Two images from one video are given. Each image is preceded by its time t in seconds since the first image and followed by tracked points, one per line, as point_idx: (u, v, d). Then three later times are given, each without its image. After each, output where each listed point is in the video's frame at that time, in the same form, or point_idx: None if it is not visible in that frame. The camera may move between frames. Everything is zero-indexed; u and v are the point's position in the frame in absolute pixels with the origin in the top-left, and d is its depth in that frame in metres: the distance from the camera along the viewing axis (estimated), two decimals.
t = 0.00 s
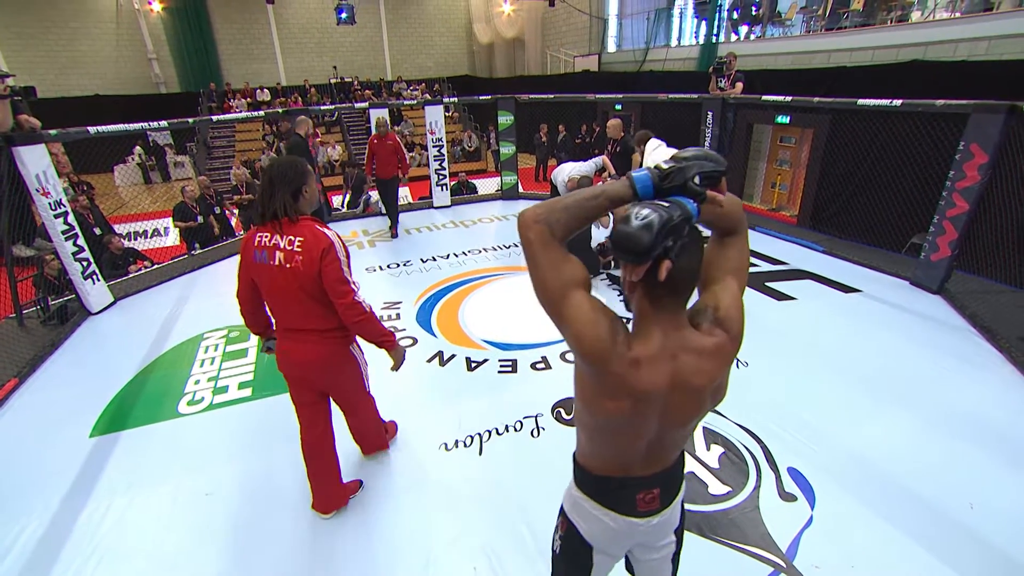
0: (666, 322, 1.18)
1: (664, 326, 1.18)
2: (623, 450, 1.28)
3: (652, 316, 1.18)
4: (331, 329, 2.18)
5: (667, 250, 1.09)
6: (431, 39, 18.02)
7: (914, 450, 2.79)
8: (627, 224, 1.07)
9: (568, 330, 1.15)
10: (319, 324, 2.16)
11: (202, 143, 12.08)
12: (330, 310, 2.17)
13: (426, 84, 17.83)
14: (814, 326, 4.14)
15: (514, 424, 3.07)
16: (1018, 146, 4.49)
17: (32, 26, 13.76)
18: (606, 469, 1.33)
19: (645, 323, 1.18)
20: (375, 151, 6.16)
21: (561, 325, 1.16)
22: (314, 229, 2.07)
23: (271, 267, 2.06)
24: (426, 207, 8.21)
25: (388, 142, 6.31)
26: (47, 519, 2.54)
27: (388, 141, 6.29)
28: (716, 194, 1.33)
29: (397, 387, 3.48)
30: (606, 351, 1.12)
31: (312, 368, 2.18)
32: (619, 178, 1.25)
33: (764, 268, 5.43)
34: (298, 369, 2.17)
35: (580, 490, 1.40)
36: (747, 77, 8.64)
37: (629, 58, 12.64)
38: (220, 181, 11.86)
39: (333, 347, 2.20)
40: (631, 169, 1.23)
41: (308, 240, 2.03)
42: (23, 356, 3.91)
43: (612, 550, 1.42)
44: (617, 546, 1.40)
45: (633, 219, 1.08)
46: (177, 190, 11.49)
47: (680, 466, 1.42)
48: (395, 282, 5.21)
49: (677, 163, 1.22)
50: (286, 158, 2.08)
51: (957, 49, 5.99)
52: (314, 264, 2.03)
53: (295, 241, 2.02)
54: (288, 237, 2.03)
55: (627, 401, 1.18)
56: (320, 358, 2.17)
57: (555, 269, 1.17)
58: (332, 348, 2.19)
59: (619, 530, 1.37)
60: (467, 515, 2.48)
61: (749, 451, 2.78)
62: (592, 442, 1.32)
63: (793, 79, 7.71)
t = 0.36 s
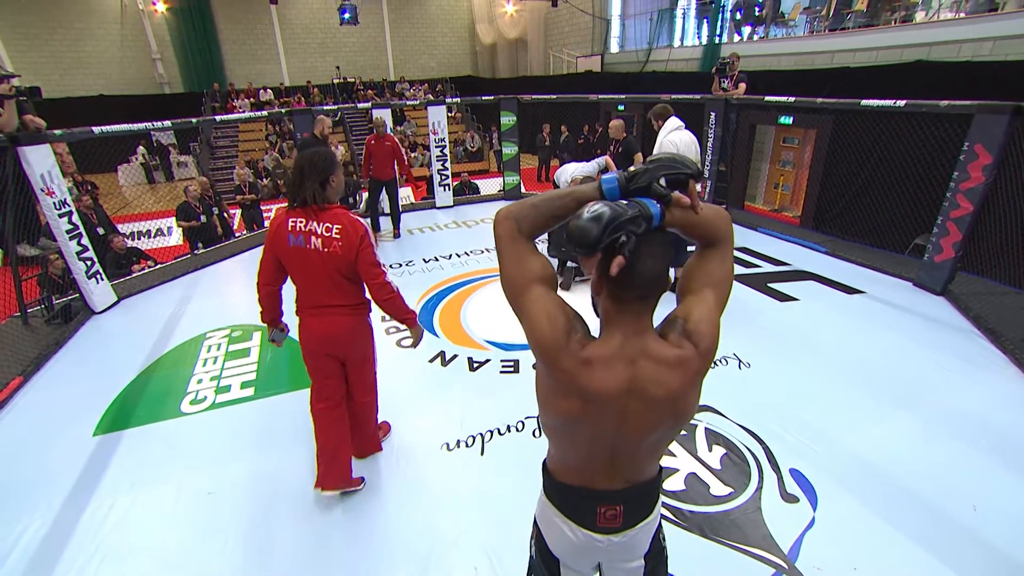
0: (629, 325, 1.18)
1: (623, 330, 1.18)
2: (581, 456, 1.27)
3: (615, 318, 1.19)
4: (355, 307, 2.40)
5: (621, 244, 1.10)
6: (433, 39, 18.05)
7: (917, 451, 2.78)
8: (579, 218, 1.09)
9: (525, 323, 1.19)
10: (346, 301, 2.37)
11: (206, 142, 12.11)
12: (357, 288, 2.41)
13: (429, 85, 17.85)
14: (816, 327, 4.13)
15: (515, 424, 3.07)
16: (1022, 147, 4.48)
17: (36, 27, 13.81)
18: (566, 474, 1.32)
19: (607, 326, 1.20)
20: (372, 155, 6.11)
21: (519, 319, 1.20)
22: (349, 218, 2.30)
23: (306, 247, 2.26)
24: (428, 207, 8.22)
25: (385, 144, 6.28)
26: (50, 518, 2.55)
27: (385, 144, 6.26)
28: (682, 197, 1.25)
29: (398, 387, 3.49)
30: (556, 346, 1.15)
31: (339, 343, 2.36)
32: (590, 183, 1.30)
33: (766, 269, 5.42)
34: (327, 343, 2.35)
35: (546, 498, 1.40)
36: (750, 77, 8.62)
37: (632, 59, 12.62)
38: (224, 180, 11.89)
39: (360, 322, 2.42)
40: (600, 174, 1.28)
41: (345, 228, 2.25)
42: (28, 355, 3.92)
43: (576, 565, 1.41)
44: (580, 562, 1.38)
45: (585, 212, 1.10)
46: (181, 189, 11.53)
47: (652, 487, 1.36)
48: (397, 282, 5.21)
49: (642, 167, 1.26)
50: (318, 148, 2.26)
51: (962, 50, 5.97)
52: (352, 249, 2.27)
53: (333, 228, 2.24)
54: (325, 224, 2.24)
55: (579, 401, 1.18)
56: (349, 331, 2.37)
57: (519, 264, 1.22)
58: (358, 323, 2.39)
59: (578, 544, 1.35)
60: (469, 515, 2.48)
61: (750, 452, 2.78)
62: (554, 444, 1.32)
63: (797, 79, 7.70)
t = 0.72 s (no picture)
0: (643, 329, 1.18)
1: (638, 333, 1.17)
2: (595, 455, 1.27)
3: (629, 322, 1.18)
4: (365, 298, 2.56)
5: (636, 252, 1.11)
6: (431, 43, 18.10)
7: (915, 453, 2.79)
8: (596, 226, 1.13)
9: (540, 327, 1.17)
10: (356, 293, 2.54)
11: (204, 147, 12.12)
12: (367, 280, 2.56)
13: (427, 88, 17.89)
14: (814, 329, 4.14)
15: (514, 427, 3.07)
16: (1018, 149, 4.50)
17: (34, 31, 13.78)
18: (580, 472, 1.33)
19: (621, 329, 1.19)
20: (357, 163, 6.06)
21: (534, 323, 1.19)
22: (361, 214, 2.48)
23: (321, 243, 2.44)
24: (426, 210, 8.23)
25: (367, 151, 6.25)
26: (48, 523, 2.54)
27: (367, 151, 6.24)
28: (695, 199, 1.25)
29: (397, 390, 3.49)
30: (572, 350, 1.14)
31: (347, 333, 2.55)
32: (602, 185, 1.29)
33: (764, 271, 5.43)
34: (337, 333, 2.53)
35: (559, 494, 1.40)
36: (746, 80, 8.66)
37: (629, 62, 12.66)
38: (222, 184, 11.89)
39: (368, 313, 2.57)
40: (612, 177, 1.27)
41: (357, 223, 2.43)
42: (24, 360, 3.91)
43: (588, 561, 1.41)
44: (593, 556, 1.38)
45: (601, 220, 1.12)
46: (179, 193, 11.52)
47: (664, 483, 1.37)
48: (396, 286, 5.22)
49: (656, 170, 1.26)
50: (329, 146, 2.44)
51: (956, 53, 6.01)
52: (364, 243, 2.45)
53: (346, 223, 2.42)
54: (338, 219, 2.42)
55: (594, 403, 1.18)
56: (358, 323, 2.54)
57: (532, 267, 1.21)
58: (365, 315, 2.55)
59: (590, 539, 1.35)
60: (468, 518, 2.48)
61: (749, 455, 2.78)
62: (568, 442, 1.32)
63: (793, 82, 7.73)
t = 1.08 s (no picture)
0: (700, 321, 1.18)
1: (696, 325, 1.18)
2: (651, 442, 1.29)
3: (686, 315, 1.18)
4: (354, 292, 2.55)
5: (696, 249, 1.10)
6: (425, 43, 18.07)
7: (910, 451, 2.80)
8: (656, 225, 1.12)
9: (599, 322, 1.18)
10: (345, 287, 2.54)
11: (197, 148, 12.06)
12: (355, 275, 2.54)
13: (421, 88, 17.85)
14: (808, 328, 4.16)
15: (510, 428, 3.07)
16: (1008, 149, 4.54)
17: (23, 31, 13.66)
18: (634, 458, 1.35)
19: (676, 322, 1.20)
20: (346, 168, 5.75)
21: (592, 318, 1.19)
22: (349, 210, 2.46)
23: (310, 237, 2.46)
24: (421, 211, 8.23)
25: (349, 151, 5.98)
26: (39, 527, 2.51)
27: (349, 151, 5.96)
28: (750, 195, 1.33)
29: (393, 392, 3.47)
30: (632, 345, 1.14)
31: (337, 326, 2.58)
32: (655, 183, 1.31)
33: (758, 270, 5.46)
34: (328, 324, 2.58)
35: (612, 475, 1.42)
36: (739, 80, 8.69)
37: (623, 62, 12.67)
38: (215, 185, 11.83)
39: (354, 308, 2.56)
40: (666, 174, 1.28)
41: (342, 219, 2.42)
42: (15, 363, 3.87)
43: (638, 539, 1.43)
44: (644, 535, 1.41)
45: (661, 219, 1.12)
46: (171, 194, 11.45)
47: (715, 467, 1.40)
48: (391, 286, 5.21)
49: (711, 167, 1.28)
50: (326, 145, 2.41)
51: (946, 53, 6.06)
52: (348, 239, 2.41)
53: (332, 219, 2.42)
54: (327, 214, 2.43)
55: (652, 395, 1.19)
56: (344, 317, 2.55)
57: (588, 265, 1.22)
58: (356, 309, 2.56)
59: (647, 518, 1.37)
60: (463, 520, 2.47)
61: (744, 453, 2.79)
62: (623, 430, 1.34)
63: (786, 82, 7.77)
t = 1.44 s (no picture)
0: (742, 311, 1.24)
1: (738, 316, 1.24)
2: (691, 428, 1.36)
3: (730, 305, 1.25)
4: (336, 287, 2.56)
5: (740, 240, 1.17)
6: (414, 46, 18.07)
7: (901, 448, 2.82)
8: (703, 216, 1.20)
9: (643, 311, 1.26)
10: (327, 283, 2.55)
11: (184, 153, 11.95)
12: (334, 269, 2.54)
13: (411, 91, 17.82)
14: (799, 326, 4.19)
15: (503, 431, 3.06)
16: (991, 147, 4.61)
17: (5, 36, 13.50)
18: (673, 445, 1.43)
19: (719, 313, 1.26)
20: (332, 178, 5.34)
21: (638, 306, 1.27)
22: (327, 206, 2.48)
23: (293, 232, 2.51)
24: (412, 214, 8.20)
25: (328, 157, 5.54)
26: (24, 541, 2.46)
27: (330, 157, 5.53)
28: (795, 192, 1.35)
29: (385, 396, 3.45)
30: (676, 333, 1.22)
31: (322, 321, 2.61)
32: (702, 179, 1.36)
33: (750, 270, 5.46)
34: (315, 318, 2.61)
35: (652, 461, 1.52)
36: (727, 81, 8.75)
37: (612, 63, 12.71)
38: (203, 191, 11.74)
39: (336, 302, 2.56)
40: (713, 171, 1.33)
41: (319, 214, 2.44)
42: None
43: (670, 528, 1.51)
44: (674, 524, 1.50)
45: (709, 211, 1.20)
46: (158, 200, 11.33)
47: (752, 461, 1.45)
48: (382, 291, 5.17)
49: (757, 165, 1.33)
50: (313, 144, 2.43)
51: (929, 53, 6.15)
52: (324, 234, 2.43)
53: (311, 215, 2.45)
54: (307, 210, 2.46)
55: (694, 381, 1.26)
56: (327, 311, 2.56)
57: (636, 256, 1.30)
58: (342, 302, 2.57)
59: (680, 509, 1.46)
60: (457, 525, 2.45)
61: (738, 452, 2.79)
62: (664, 416, 1.41)
63: (774, 83, 7.84)
